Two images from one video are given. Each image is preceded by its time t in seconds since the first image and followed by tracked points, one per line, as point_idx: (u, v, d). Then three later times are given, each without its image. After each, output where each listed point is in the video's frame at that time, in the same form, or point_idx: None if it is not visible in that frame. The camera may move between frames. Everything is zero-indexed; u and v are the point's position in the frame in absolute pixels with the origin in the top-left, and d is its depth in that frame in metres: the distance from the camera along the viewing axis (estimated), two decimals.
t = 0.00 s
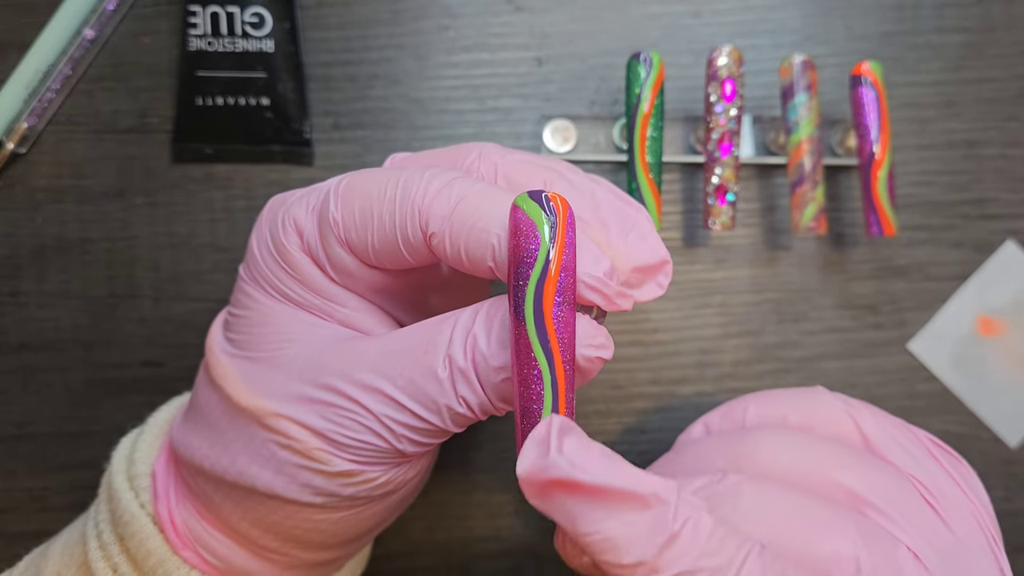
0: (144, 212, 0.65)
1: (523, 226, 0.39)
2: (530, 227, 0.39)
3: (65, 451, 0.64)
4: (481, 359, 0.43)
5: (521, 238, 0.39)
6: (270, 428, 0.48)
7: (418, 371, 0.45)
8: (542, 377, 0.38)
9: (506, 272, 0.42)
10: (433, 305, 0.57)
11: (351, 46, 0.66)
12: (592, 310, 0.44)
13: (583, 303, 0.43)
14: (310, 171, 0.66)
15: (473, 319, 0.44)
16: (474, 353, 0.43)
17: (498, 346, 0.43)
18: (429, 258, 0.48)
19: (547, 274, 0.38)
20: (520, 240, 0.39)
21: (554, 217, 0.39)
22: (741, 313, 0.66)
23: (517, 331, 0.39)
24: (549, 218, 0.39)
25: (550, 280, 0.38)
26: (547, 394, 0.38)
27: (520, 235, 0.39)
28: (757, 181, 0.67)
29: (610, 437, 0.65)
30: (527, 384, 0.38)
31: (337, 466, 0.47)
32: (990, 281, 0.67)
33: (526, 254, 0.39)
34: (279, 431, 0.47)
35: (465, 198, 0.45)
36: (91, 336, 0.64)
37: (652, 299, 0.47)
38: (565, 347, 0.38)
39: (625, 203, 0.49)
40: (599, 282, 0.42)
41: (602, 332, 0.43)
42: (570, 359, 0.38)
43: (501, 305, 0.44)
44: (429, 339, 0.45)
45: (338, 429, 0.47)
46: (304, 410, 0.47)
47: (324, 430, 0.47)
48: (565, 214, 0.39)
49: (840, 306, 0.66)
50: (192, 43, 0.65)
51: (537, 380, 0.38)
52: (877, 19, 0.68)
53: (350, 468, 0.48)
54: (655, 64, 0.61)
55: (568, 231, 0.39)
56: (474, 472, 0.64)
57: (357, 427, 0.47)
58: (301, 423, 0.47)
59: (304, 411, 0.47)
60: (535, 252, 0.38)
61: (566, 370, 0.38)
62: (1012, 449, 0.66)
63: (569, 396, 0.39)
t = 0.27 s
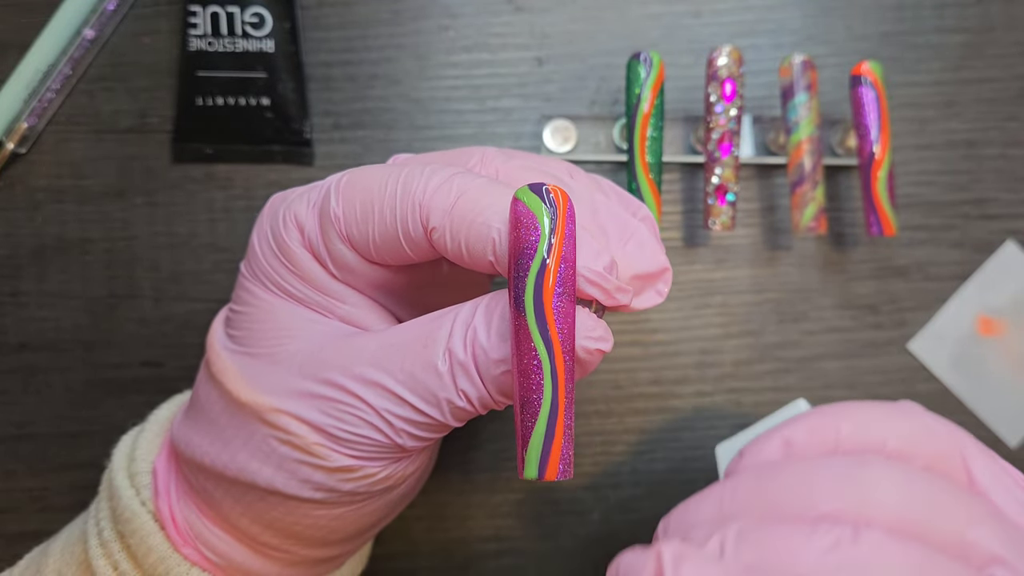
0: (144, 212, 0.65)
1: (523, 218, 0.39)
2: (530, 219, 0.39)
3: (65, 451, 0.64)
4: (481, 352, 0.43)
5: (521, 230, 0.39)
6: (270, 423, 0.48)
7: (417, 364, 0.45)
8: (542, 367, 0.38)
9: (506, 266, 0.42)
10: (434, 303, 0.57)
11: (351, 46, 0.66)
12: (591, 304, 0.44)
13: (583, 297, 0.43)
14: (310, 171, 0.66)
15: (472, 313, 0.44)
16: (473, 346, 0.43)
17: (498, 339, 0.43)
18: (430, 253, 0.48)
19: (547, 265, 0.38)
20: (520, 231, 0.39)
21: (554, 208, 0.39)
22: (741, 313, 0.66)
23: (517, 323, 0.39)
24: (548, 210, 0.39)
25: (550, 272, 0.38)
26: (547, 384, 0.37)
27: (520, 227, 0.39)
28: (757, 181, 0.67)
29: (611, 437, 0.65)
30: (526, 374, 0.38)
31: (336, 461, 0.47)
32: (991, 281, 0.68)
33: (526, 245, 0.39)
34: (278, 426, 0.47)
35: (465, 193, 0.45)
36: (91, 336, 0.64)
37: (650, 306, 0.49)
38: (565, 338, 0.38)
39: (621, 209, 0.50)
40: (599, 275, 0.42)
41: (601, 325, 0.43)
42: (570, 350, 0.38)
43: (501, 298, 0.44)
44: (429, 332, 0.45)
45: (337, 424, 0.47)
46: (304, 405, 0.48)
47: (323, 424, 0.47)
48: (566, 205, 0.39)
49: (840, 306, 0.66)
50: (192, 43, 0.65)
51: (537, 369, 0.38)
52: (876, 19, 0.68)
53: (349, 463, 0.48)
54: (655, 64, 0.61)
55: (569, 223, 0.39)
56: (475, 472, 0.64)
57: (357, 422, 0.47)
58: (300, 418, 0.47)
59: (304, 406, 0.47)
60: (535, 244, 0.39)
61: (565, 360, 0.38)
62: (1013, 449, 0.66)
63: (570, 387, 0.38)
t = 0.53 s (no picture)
0: (144, 212, 0.65)
1: (529, 224, 0.39)
2: (535, 226, 0.39)
3: (66, 451, 0.64)
4: (484, 357, 0.43)
5: (527, 236, 0.39)
6: (271, 426, 0.48)
7: (420, 369, 0.45)
8: (545, 374, 0.38)
9: (510, 272, 0.42)
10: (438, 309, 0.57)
11: (351, 46, 0.66)
12: (595, 312, 0.44)
13: (587, 305, 0.43)
14: (310, 171, 0.66)
15: (475, 318, 0.45)
16: (476, 351, 0.43)
17: (502, 345, 0.43)
18: (434, 258, 0.48)
19: (552, 272, 0.38)
20: (525, 238, 0.39)
21: (559, 216, 0.39)
22: (741, 313, 0.66)
23: (521, 329, 0.39)
24: (554, 217, 0.39)
25: (555, 279, 0.38)
26: (550, 391, 0.37)
27: (526, 234, 0.39)
28: (758, 181, 0.67)
29: (611, 437, 0.65)
30: (529, 381, 0.38)
31: (337, 465, 0.47)
32: (992, 282, 0.68)
33: (531, 252, 0.39)
34: (280, 429, 0.47)
35: (468, 198, 0.45)
36: (91, 337, 0.64)
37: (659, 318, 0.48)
38: (568, 345, 0.38)
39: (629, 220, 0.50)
40: (602, 283, 0.42)
41: (605, 332, 0.43)
42: (574, 358, 0.38)
43: (504, 304, 0.44)
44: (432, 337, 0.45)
45: (339, 428, 0.47)
46: (305, 408, 0.48)
47: (324, 428, 0.47)
48: (571, 213, 0.39)
49: (840, 306, 0.66)
50: (192, 43, 0.65)
51: (540, 376, 0.38)
52: (877, 19, 0.68)
53: (350, 467, 0.48)
54: (655, 64, 0.61)
55: (574, 231, 0.39)
56: (475, 473, 0.64)
57: (358, 426, 0.47)
58: (302, 421, 0.47)
59: (306, 409, 0.48)
60: (540, 250, 0.39)
61: (569, 368, 0.38)
62: (1012, 449, 0.66)
63: (572, 395, 0.38)
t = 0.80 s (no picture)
0: (143, 212, 0.65)
1: (523, 223, 0.39)
2: (529, 224, 0.39)
3: (65, 450, 0.64)
4: (480, 355, 0.43)
5: (521, 234, 0.39)
6: (267, 423, 0.48)
7: (415, 367, 0.45)
8: (540, 373, 0.38)
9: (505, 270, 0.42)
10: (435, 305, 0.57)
11: (350, 46, 0.66)
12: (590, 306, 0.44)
13: (582, 302, 0.43)
14: (309, 171, 0.66)
15: (470, 315, 0.44)
16: (472, 348, 0.43)
17: (498, 343, 0.43)
18: (429, 255, 0.48)
19: (547, 270, 0.38)
20: (519, 236, 0.39)
21: (553, 214, 0.39)
22: (741, 313, 0.66)
23: (516, 328, 0.39)
24: (548, 215, 0.39)
25: (550, 277, 0.38)
26: (545, 390, 0.38)
27: (520, 232, 0.39)
28: (758, 181, 0.67)
29: (610, 437, 0.65)
30: (524, 380, 0.38)
31: (333, 462, 0.47)
32: (991, 281, 0.67)
33: (526, 250, 0.39)
34: (276, 426, 0.47)
35: (461, 194, 0.45)
36: (90, 336, 0.64)
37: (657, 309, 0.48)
38: (563, 344, 0.38)
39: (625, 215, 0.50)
40: (598, 282, 0.42)
41: (600, 329, 0.43)
42: (568, 357, 0.38)
43: (499, 301, 0.44)
44: (429, 334, 0.45)
45: (334, 425, 0.47)
46: (301, 406, 0.48)
47: (320, 425, 0.47)
48: (566, 212, 0.39)
49: (840, 306, 0.66)
50: (192, 43, 0.65)
51: (535, 375, 0.38)
52: (877, 18, 0.68)
53: (345, 464, 0.48)
54: (654, 64, 0.61)
55: (568, 229, 0.39)
56: (474, 473, 0.64)
57: (353, 423, 0.47)
58: (298, 418, 0.47)
59: (301, 407, 0.48)
60: (535, 249, 0.39)
61: (564, 368, 0.38)
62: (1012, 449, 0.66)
63: (567, 392, 0.38)
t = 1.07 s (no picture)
0: (144, 212, 0.65)
1: (513, 210, 0.39)
2: (519, 212, 0.39)
3: (65, 451, 0.64)
4: (472, 342, 0.43)
5: (511, 221, 0.39)
6: (261, 413, 0.48)
7: (408, 354, 0.45)
8: (531, 356, 0.38)
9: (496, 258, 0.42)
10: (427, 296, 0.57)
11: (350, 46, 0.66)
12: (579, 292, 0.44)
13: (571, 289, 0.44)
14: (310, 171, 0.66)
15: (462, 303, 0.45)
16: (463, 335, 0.43)
17: (489, 330, 0.43)
18: (420, 245, 0.48)
19: (538, 256, 0.38)
20: (509, 223, 0.39)
21: (543, 201, 0.39)
22: (741, 313, 0.66)
23: (507, 313, 0.39)
24: (538, 202, 0.39)
25: (540, 263, 0.38)
26: (536, 373, 0.38)
27: (510, 219, 0.39)
28: (758, 181, 0.67)
29: (611, 437, 0.65)
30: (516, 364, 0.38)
31: (327, 451, 0.47)
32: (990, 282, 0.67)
33: (516, 237, 0.39)
34: (269, 415, 0.47)
35: (452, 183, 0.45)
36: (90, 337, 0.64)
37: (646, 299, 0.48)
38: (554, 327, 0.38)
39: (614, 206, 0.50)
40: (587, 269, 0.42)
41: (590, 315, 0.43)
42: (559, 340, 0.38)
43: (490, 290, 0.44)
44: (421, 321, 0.45)
45: (328, 414, 0.47)
46: (294, 394, 0.48)
47: (314, 414, 0.47)
48: (555, 199, 0.39)
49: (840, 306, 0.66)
50: (192, 43, 0.65)
51: (527, 359, 0.38)
52: (877, 19, 0.68)
53: (340, 452, 0.48)
54: (655, 64, 0.61)
55: (558, 216, 0.39)
56: (475, 473, 0.64)
57: (347, 411, 0.47)
58: (291, 407, 0.47)
59: (295, 395, 0.48)
60: (525, 236, 0.39)
61: (555, 351, 0.38)
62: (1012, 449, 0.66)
63: (558, 376, 0.38)
